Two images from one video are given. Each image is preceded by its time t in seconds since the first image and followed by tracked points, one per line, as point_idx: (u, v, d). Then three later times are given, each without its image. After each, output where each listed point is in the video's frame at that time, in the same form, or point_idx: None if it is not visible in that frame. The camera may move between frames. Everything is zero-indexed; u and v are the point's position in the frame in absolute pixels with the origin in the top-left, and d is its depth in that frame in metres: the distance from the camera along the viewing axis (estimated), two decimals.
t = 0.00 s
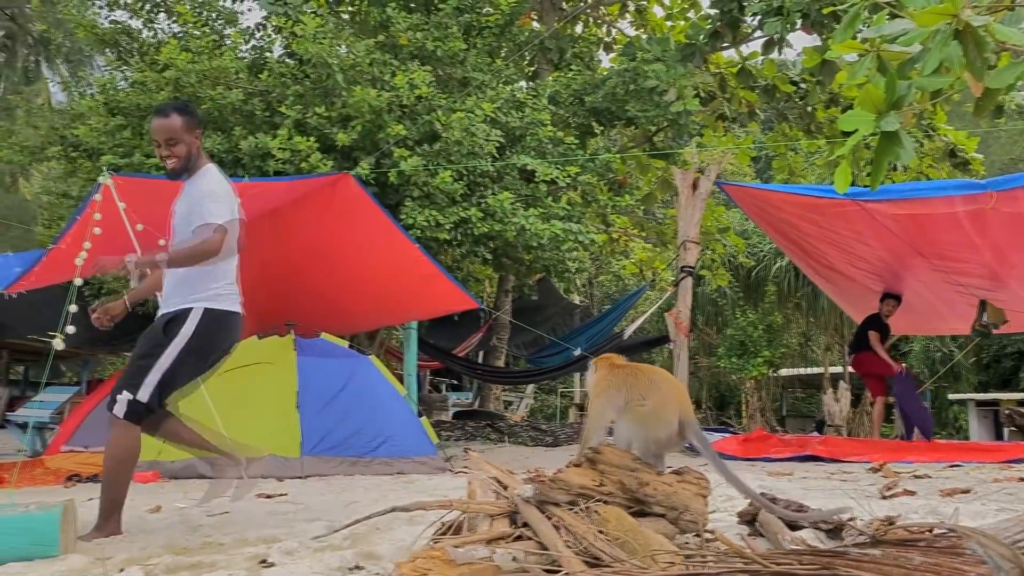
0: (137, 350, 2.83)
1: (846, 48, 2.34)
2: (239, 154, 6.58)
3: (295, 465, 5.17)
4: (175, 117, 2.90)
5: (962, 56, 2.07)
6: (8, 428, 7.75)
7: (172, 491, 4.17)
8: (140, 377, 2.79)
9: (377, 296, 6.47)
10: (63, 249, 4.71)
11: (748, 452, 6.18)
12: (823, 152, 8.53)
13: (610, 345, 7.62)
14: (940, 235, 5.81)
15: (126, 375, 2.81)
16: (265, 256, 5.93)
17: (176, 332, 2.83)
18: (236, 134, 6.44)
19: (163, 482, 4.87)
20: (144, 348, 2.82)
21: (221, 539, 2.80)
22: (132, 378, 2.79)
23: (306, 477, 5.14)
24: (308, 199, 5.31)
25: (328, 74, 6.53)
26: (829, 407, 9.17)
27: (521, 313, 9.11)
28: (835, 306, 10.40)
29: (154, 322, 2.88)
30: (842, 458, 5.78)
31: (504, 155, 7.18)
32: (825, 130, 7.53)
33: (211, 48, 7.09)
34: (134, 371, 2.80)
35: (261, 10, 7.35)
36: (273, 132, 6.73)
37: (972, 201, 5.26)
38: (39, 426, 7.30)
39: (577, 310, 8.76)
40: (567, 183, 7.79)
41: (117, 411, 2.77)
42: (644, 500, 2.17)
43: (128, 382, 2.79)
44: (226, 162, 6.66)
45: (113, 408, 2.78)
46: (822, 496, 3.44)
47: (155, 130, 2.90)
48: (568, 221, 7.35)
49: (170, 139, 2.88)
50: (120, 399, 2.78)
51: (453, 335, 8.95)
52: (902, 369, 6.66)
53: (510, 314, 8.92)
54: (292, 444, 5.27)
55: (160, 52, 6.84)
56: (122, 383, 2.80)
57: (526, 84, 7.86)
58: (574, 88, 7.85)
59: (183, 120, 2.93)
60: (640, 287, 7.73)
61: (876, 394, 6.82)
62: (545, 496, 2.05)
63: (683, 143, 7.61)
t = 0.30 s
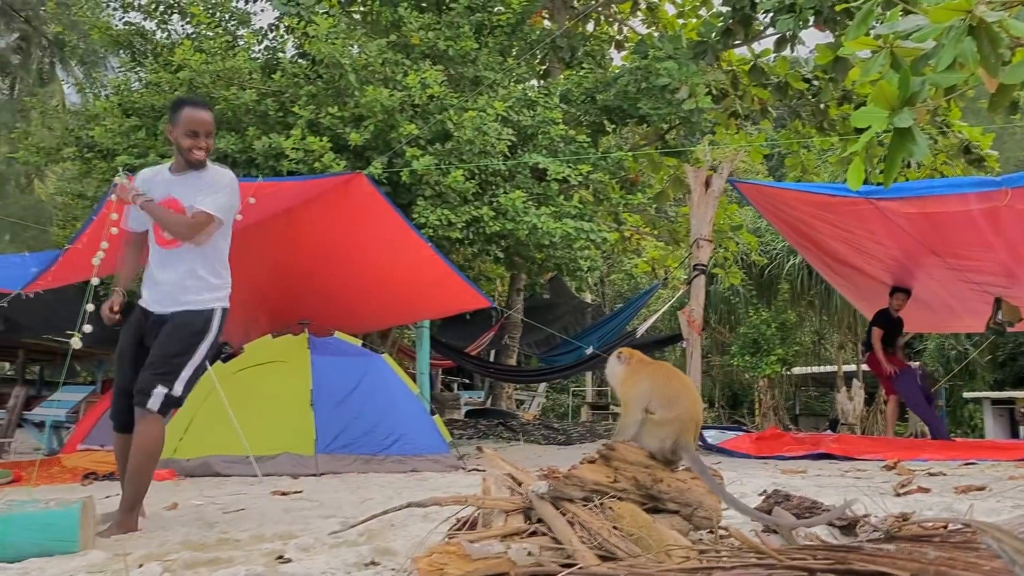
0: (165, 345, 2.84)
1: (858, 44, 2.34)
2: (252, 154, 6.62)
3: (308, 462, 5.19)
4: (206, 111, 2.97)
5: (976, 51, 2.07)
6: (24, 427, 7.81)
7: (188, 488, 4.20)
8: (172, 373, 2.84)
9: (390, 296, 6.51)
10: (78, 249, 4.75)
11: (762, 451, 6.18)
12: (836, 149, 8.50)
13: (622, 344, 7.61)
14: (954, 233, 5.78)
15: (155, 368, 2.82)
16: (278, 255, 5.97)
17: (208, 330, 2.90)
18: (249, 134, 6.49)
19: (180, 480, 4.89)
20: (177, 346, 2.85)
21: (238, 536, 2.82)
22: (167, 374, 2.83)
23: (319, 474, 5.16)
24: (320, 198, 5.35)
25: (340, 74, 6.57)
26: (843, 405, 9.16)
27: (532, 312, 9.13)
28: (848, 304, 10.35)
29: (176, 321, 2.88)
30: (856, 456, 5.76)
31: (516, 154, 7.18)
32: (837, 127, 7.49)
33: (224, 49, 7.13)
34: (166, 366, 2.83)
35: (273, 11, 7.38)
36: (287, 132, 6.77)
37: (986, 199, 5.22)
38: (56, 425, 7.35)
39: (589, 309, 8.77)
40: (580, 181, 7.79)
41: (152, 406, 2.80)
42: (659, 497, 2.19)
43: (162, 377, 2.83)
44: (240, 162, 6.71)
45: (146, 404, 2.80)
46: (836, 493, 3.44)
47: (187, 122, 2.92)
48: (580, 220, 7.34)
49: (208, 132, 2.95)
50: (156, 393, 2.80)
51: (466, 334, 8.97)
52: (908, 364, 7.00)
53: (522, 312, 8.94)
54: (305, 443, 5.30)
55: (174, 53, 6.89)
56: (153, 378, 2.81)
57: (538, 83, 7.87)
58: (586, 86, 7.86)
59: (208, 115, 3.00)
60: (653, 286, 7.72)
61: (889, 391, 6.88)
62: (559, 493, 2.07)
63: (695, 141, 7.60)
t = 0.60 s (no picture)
0: (207, 318, 3.03)
1: (866, 40, 2.33)
2: (261, 152, 6.66)
3: (318, 459, 5.24)
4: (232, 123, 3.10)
5: (984, 45, 2.06)
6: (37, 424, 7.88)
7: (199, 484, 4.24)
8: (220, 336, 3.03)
9: (398, 294, 6.54)
10: (89, 247, 4.78)
11: (770, 446, 6.18)
12: (845, 144, 8.47)
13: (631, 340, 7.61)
14: (962, 228, 5.76)
15: (203, 332, 2.99)
16: (287, 252, 6.00)
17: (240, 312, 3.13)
18: (258, 132, 6.53)
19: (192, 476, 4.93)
20: (219, 317, 3.05)
21: (249, 530, 2.86)
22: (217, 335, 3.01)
23: (329, 470, 5.21)
24: (329, 196, 5.37)
25: (349, 71, 6.59)
26: (852, 400, 9.15)
27: (541, 308, 9.14)
28: (858, 299, 10.33)
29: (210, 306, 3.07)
30: (865, 452, 5.75)
31: (524, 151, 7.18)
32: (846, 122, 7.45)
33: (233, 47, 7.16)
34: (214, 331, 3.02)
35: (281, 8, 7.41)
36: (295, 129, 6.79)
37: (996, 194, 5.18)
38: (68, 422, 7.41)
39: (598, 305, 8.79)
40: (588, 177, 7.79)
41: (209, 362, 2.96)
42: (666, 492, 2.23)
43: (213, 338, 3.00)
44: (249, 160, 6.75)
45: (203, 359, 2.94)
46: (844, 488, 3.44)
47: (218, 133, 3.04)
48: (588, 216, 7.34)
49: (233, 143, 3.08)
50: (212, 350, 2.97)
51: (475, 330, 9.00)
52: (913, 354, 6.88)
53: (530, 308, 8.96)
54: (315, 438, 5.33)
55: (183, 51, 6.92)
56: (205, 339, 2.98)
57: (546, 79, 7.87)
58: (594, 82, 7.85)
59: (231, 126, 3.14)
60: (661, 282, 7.71)
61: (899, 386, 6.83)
62: (567, 489, 2.08)
63: (704, 137, 7.59)
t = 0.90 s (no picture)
0: (291, 325, 2.99)
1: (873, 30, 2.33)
2: (268, 144, 6.67)
3: (326, 451, 5.26)
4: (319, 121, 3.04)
5: (993, 35, 2.05)
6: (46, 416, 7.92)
7: (208, 476, 4.26)
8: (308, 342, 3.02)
9: (407, 287, 6.55)
10: (97, 240, 4.79)
11: (777, 438, 6.17)
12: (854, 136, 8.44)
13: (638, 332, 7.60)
14: (970, 218, 5.73)
15: (296, 344, 2.97)
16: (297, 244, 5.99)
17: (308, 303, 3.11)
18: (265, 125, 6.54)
19: (200, 468, 4.95)
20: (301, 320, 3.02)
21: (258, 522, 2.87)
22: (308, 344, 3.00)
23: (338, 462, 5.24)
24: (337, 189, 5.37)
25: (355, 63, 6.60)
26: (860, 392, 9.15)
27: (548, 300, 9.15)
28: (865, 291, 10.30)
29: (289, 304, 3.02)
30: (871, 444, 5.74)
31: (530, 143, 7.18)
32: (854, 114, 7.41)
33: (239, 40, 7.17)
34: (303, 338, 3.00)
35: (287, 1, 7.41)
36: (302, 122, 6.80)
37: (1005, 183, 5.15)
38: (77, 413, 7.46)
39: (605, 297, 8.80)
40: (595, 170, 7.80)
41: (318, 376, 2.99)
42: (671, 482, 2.24)
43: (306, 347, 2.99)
44: (256, 153, 6.77)
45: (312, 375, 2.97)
46: (851, 480, 3.44)
47: (307, 130, 2.98)
48: (595, 209, 7.34)
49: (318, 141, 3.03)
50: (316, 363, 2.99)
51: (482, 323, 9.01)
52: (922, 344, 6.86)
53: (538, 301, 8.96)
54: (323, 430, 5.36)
55: (190, 44, 6.94)
56: (301, 350, 2.97)
57: (552, 71, 7.88)
58: (601, 74, 7.85)
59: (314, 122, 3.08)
60: (669, 275, 7.70)
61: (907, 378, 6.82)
62: (573, 479, 2.09)
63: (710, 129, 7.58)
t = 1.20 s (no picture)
0: (357, 283, 3.04)
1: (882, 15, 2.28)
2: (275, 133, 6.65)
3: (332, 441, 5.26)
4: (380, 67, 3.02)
5: (1008, 16, 2.00)
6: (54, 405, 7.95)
7: (216, 465, 4.26)
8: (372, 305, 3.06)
9: (416, 275, 6.52)
10: (104, 230, 4.79)
11: (785, 427, 6.15)
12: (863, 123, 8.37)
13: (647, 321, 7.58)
14: (980, 205, 5.67)
15: (360, 307, 3.02)
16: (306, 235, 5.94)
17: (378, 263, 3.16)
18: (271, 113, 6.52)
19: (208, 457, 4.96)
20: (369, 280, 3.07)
21: (266, 510, 2.86)
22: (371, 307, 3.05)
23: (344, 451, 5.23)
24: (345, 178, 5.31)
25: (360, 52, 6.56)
26: (868, 381, 9.10)
27: (555, 290, 9.13)
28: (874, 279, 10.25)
29: (360, 258, 3.06)
30: (879, 433, 5.71)
31: (538, 131, 7.14)
32: (864, 100, 7.32)
33: (245, 29, 7.13)
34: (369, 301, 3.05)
35: None
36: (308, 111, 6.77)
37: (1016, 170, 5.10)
38: (84, 403, 7.48)
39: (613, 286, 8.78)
40: (602, 158, 7.76)
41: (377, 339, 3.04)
42: (682, 472, 2.22)
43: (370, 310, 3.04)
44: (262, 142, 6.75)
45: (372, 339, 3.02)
46: (861, 469, 3.42)
47: (366, 77, 2.96)
48: (603, 198, 7.31)
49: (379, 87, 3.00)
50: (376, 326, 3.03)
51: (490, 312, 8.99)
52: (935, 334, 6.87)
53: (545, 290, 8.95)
54: (330, 420, 5.37)
55: (196, 33, 6.91)
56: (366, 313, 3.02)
57: (559, 58, 7.83)
58: (609, 62, 7.85)
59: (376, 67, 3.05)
60: (677, 263, 7.66)
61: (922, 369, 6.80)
62: (583, 467, 2.07)
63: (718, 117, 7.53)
